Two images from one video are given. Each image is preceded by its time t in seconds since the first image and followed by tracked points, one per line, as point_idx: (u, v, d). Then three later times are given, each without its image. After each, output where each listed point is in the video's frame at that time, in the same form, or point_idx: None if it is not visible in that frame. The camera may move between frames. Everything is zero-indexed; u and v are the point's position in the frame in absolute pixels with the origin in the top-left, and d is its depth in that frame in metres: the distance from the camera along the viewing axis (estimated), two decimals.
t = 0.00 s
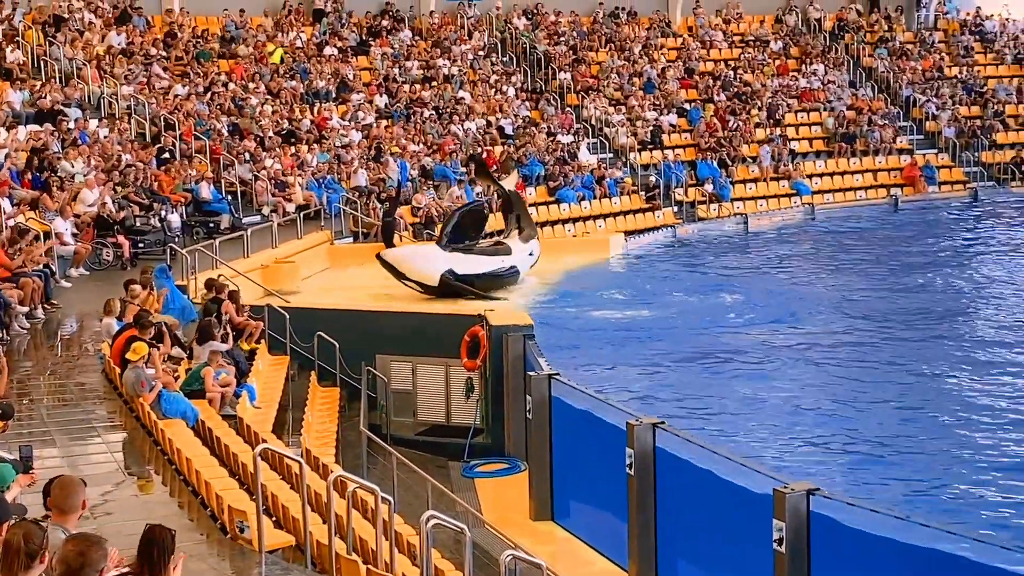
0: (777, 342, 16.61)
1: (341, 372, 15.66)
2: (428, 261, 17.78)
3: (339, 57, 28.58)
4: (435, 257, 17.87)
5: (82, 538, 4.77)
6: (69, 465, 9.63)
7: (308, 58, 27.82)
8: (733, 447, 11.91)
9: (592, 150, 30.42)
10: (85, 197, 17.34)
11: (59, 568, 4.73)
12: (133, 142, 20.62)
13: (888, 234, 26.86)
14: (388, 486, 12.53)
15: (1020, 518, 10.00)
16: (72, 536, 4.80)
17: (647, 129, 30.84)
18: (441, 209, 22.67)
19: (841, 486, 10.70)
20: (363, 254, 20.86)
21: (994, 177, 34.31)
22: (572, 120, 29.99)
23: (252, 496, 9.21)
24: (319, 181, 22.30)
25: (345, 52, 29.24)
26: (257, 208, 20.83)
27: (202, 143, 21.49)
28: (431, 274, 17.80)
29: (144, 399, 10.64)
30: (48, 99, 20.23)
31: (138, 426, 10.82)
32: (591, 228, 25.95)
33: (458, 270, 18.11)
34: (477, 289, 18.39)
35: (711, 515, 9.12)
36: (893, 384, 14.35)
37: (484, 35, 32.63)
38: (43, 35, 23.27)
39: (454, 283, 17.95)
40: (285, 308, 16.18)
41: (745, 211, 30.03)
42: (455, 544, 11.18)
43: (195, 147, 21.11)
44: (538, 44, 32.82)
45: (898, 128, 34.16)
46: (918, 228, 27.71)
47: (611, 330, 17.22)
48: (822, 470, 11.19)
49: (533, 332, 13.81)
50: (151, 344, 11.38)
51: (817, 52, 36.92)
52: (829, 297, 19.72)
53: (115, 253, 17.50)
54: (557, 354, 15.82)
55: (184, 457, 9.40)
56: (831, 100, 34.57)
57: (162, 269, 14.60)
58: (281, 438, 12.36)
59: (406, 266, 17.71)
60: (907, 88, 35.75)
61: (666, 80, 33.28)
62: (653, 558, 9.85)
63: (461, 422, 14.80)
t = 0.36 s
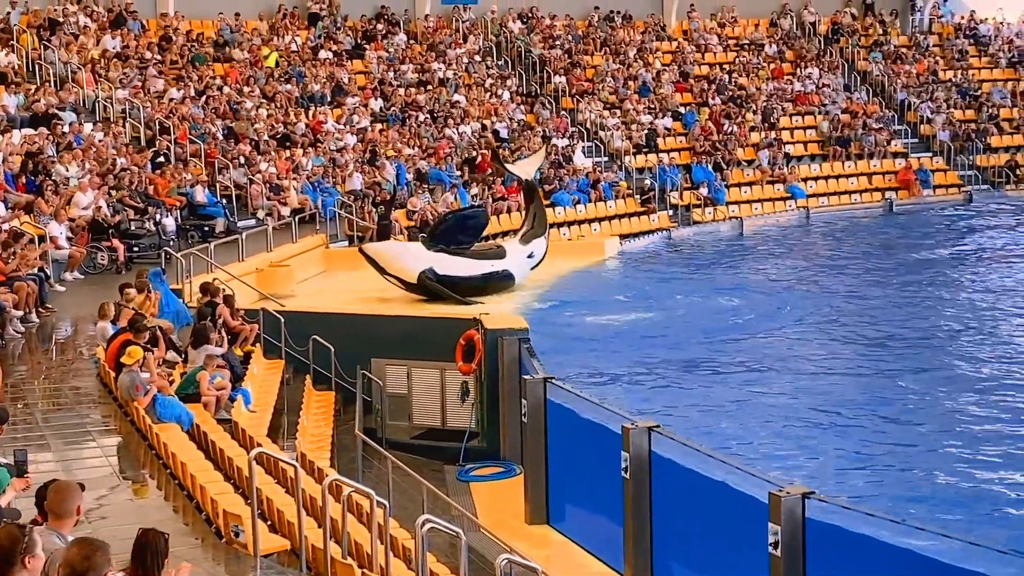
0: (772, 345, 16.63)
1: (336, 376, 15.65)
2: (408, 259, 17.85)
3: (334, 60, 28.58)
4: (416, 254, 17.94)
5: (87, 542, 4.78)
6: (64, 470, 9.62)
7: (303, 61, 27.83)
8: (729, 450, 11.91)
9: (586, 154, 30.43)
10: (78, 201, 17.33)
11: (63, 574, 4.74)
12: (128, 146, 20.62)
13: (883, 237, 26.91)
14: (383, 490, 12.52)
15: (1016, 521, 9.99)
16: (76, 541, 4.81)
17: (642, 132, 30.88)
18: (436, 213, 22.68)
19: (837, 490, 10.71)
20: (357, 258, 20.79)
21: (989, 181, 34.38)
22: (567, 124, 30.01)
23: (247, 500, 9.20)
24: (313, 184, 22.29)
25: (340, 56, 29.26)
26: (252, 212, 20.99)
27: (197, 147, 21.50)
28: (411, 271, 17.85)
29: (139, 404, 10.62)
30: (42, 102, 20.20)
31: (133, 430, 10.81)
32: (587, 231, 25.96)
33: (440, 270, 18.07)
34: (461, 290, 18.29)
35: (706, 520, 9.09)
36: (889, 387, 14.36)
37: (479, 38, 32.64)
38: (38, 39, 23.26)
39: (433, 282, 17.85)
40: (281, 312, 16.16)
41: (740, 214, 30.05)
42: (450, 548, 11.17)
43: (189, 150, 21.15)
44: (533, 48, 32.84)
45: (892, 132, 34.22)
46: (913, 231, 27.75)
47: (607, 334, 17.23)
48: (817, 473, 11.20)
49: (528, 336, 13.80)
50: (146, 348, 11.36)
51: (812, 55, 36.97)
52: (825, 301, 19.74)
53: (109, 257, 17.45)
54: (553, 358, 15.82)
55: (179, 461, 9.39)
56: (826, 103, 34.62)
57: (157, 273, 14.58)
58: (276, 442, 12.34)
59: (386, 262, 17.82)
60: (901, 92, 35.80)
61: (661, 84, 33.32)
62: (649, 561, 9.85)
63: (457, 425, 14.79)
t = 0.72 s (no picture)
0: (767, 349, 16.64)
1: (332, 380, 15.63)
2: (392, 264, 17.85)
3: (329, 64, 28.59)
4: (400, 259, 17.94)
5: (83, 546, 4.78)
6: (59, 474, 9.60)
7: (298, 65, 27.82)
8: (724, 454, 11.92)
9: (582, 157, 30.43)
10: (73, 204, 17.33)
11: None
12: (123, 149, 20.60)
13: (879, 241, 26.92)
14: (379, 494, 12.52)
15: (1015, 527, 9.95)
16: (75, 544, 4.82)
17: (638, 136, 30.90)
18: (432, 216, 22.68)
19: (833, 494, 10.71)
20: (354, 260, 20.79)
21: (984, 184, 34.37)
22: (562, 127, 30.02)
23: (242, 504, 9.18)
24: (308, 187, 22.30)
25: (335, 60, 29.27)
26: (247, 216, 20.79)
27: (192, 150, 21.49)
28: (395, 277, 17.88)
29: (134, 408, 10.61)
30: (37, 106, 20.21)
31: (128, 434, 10.80)
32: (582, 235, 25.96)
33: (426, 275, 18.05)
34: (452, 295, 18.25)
35: (699, 523, 9.08)
36: (885, 391, 14.36)
37: (475, 42, 32.66)
38: (33, 42, 23.25)
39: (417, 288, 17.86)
40: (276, 316, 16.15)
41: (736, 218, 30.05)
42: (446, 552, 11.17)
43: (185, 154, 21.25)
44: (528, 51, 32.86)
45: (888, 135, 34.24)
46: (908, 235, 27.77)
47: (602, 337, 17.23)
48: (813, 477, 11.20)
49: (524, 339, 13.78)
50: (141, 352, 11.35)
51: (807, 59, 37.02)
52: (821, 304, 19.75)
53: (105, 260, 17.46)
54: (549, 361, 15.82)
55: (174, 466, 9.38)
56: (821, 106, 34.66)
57: (151, 276, 14.56)
58: (271, 446, 12.33)
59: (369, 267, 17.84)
60: (897, 95, 35.83)
61: (657, 87, 33.35)
62: (645, 565, 9.84)
63: (452, 429, 14.78)
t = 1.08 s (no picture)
0: (764, 350, 16.66)
1: (327, 383, 15.62)
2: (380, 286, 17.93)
3: (325, 67, 28.61)
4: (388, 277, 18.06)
5: (86, 550, 4.77)
6: (55, 477, 9.59)
7: (294, 68, 27.82)
8: (720, 456, 11.93)
9: (578, 160, 30.47)
10: (69, 207, 17.36)
11: None
12: (119, 151, 20.61)
13: (874, 243, 26.96)
14: (375, 497, 12.52)
15: (1012, 529, 9.96)
16: (77, 549, 4.81)
17: (634, 138, 30.91)
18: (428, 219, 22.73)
19: (829, 495, 10.73)
20: (350, 264, 20.54)
21: (980, 187, 34.43)
22: (558, 130, 30.05)
23: (238, 507, 9.18)
24: (305, 190, 22.32)
25: (331, 63, 29.28)
26: (244, 218, 20.99)
27: (188, 152, 21.50)
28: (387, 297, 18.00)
29: (130, 410, 10.59)
30: (33, 109, 20.21)
31: (124, 437, 10.78)
32: (580, 237, 25.97)
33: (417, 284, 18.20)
34: (449, 297, 18.34)
35: (696, 525, 9.09)
36: (881, 392, 14.39)
37: (471, 44, 32.68)
38: (29, 45, 23.24)
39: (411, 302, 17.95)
40: (272, 318, 16.14)
41: (732, 220, 30.07)
42: (442, 555, 11.18)
43: (180, 156, 20.99)
44: (525, 54, 32.88)
45: (883, 138, 34.31)
46: (904, 237, 27.82)
47: (598, 339, 17.25)
48: (809, 478, 11.22)
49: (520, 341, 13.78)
50: (137, 355, 11.35)
51: (803, 62, 37.08)
52: (817, 306, 19.78)
53: (100, 263, 17.43)
54: (545, 363, 15.84)
55: (170, 468, 9.37)
56: (817, 109, 34.71)
57: (147, 279, 14.56)
58: (267, 449, 12.32)
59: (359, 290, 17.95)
60: (893, 98, 35.88)
61: (653, 90, 33.40)
62: (641, 567, 9.84)
63: (448, 432, 14.80)
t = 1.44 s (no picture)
0: (760, 352, 16.68)
1: (324, 385, 15.61)
2: (377, 288, 17.98)
3: (321, 69, 28.60)
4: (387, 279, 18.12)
5: (84, 555, 4.76)
6: (51, 479, 9.59)
7: (290, 70, 27.79)
8: (716, 458, 11.95)
9: (574, 163, 30.40)
10: (65, 210, 17.32)
11: None
12: (116, 154, 20.62)
13: (870, 246, 27.00)
14: (372, 499, 12.52)
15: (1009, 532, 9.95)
16: (75, 553, 4.80)
17: (630, 141, 30.89)
18: (424, 222, 22.79)
19: (825, 497, 10.75)
20: (346, 267, 20.76)
21: (975, 189, 34.48)
22: (554, 133, 30.05)
23: (235, 510, 9.17)
24: (301, 194, 22.28)
25: (327, 65, 29.28)
26: (240, 221, 20.97)
27: (184, 155, 21.51)
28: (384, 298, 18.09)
29: (126, 413, 10.59)
30: (29, 111, 20.21)
31: (120, 440, 10.78)
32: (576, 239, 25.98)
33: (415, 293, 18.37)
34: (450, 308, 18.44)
35: (692, 527, 9.10)
36: (876, 394, 14.41)
37: (467, 47, 32.68)
38: (24, 47, 23.21)
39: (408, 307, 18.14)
40: (268, 321, 16.13)
41: (728, 223, 30.09)
42: (438, 557, 11.18)
43: (176, 159, 21.29)
44: (521, 56, 32.88)
45: (879, 140, 34.38)
46: (899, 239, 27.86)
47: (595, 341, 17.27)
48: (806, 480, 11.24)
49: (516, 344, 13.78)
50: (133, 358, 11.34)
51: (799, 64, 37.11)
52: (812, 308, 19.82)
53: (96, 266, 17.35)
54: (542, 365, 15.85)
55: (167, 471, 9.36)
56: (812, 112, 34.71)
57: (143, 282, 14.55)
58: (264, 451, 12.31)
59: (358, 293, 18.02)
60: (889, 100, 35.88)
61: (649, 93, 33.44)
62: (637, 569, 9.84)
63: (445, 435, 14.80)
